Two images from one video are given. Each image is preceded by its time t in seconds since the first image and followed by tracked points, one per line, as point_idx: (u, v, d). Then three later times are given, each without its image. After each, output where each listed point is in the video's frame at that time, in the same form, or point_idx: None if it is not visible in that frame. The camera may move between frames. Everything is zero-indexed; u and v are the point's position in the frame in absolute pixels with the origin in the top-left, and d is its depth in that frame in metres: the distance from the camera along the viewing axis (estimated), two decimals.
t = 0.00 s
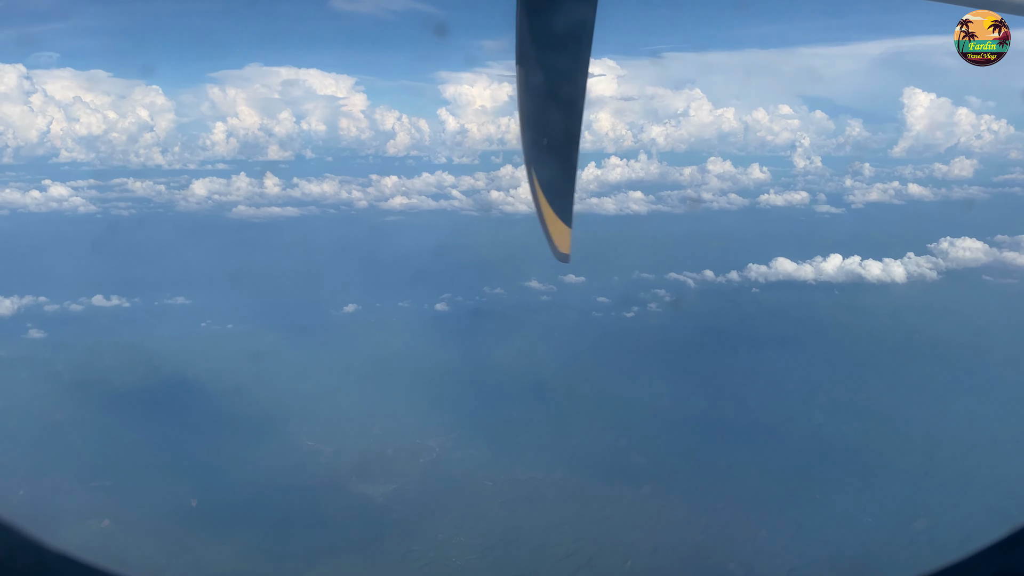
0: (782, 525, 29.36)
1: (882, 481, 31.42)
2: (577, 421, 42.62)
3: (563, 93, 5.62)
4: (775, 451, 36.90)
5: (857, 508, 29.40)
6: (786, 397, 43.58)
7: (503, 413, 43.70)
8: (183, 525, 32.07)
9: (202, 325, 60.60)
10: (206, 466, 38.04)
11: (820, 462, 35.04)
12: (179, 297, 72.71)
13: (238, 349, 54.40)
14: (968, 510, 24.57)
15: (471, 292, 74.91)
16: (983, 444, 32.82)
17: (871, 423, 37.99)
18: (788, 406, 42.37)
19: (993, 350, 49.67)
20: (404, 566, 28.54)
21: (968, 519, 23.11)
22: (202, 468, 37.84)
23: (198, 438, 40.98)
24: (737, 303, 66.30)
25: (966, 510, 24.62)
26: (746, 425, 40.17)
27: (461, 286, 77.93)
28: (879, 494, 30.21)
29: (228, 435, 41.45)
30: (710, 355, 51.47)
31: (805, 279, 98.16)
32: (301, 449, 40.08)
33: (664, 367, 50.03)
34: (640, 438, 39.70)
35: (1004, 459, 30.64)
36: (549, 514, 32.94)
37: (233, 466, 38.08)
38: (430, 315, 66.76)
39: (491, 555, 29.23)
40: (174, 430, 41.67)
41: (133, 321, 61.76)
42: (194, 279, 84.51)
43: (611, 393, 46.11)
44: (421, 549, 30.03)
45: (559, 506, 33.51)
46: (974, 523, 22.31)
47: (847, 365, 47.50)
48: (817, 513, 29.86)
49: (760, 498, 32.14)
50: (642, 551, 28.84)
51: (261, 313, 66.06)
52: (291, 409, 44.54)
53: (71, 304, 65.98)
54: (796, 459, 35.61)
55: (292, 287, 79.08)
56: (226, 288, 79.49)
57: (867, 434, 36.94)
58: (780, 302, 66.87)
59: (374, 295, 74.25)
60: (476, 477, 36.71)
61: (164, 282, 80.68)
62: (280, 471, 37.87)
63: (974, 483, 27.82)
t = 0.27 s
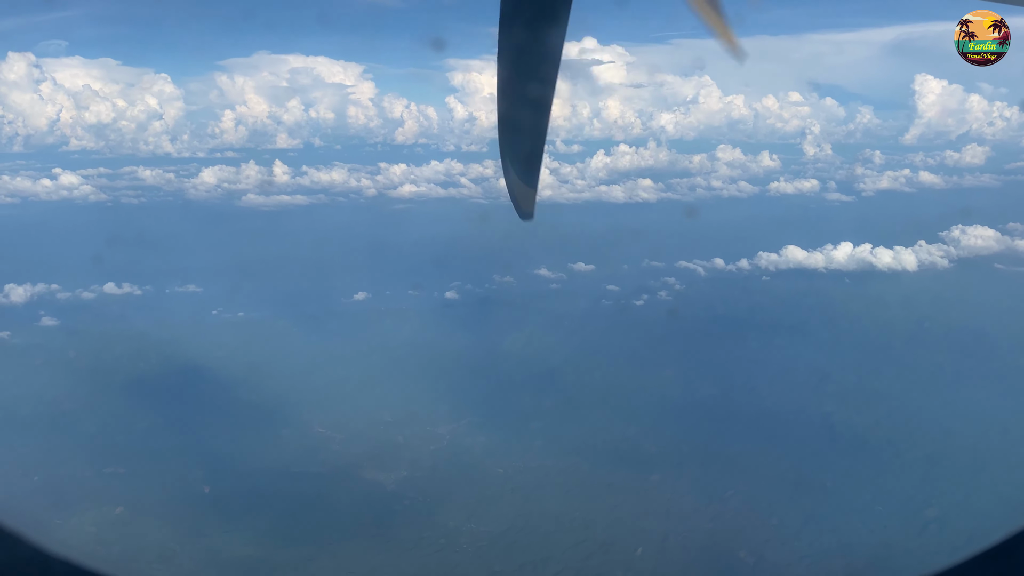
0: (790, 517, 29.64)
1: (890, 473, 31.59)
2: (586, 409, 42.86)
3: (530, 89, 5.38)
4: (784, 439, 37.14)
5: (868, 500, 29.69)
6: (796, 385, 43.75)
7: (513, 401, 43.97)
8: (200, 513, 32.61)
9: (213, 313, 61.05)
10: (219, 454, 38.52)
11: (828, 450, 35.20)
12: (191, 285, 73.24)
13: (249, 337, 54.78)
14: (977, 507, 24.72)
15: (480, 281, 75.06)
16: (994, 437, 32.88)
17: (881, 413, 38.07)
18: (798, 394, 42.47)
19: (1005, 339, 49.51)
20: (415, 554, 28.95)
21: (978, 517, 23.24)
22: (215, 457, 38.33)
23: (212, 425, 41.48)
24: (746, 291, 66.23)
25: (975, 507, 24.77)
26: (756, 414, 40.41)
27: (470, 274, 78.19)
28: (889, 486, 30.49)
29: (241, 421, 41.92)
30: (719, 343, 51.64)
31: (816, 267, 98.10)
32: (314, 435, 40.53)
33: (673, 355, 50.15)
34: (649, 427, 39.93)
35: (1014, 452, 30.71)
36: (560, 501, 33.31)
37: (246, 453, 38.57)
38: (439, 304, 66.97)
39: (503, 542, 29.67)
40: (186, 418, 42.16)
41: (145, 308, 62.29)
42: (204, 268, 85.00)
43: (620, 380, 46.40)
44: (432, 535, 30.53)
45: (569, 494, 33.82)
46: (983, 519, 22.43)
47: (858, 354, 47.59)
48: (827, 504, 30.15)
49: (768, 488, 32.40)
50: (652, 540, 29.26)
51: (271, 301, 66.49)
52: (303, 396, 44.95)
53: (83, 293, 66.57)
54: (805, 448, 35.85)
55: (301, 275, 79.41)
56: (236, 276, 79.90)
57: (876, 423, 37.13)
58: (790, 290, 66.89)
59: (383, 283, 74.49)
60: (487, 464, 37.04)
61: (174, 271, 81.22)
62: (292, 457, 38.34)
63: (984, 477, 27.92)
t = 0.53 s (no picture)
0: (800, 510, 29.92)
1: (901, 466, 31.73)
2: (597, 399, 43.06)
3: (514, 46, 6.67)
4: (795, 429, 37.34)
5: (878, 493, 29.96)
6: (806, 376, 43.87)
7: (524, 391, 44.19)
8: (218, 506, 33.29)
9: (225, 304, 61.50)
10: (233, 445, 38.98)
11: (839, 441, 35.31)
12: (203, 276, 73.74)
13: (260, 327, 55.12)
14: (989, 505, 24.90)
15: (490, 272, 75.17)
16: (1006, 431, 32.93)
17: (892, 404, 38.11)
18: (809, 384, 42.53)
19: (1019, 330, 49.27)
20: (429, 545, 29.36)
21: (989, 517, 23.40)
22: (229, 447, 38.77)
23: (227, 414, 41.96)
24: (757, 282, 66.14)
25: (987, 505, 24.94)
26: (766, 405, 40.63)
27: (480, 264, 78.27)
28: (899, 478, 30.75)
29: (255, 410, 42.39)
30: (729, 333, 51.73)
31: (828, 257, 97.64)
32: (327, 424, 40.94)
33: (684, 346, 50.25)
34: (660, 418, 40.13)
35: None
36: (571, 491, 33.70)
37: (261, 442, 39.08)
38: (449, 294, 67.14)
39: (516, 531, 30.12)
40: (200, 409, 42.62)
41: (158, 299, 62.82)
42: (215, 258, 85.40)
43: (631, 371, 46.61)
44: (444, 524, 31.12)
45: (580, 484, 34.11)
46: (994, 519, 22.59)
47: (869, 344, 47.59)
48: (837, 495, 30.45)
49: (779, 480, 32.63)
50: (663, 530, 29.64)
51: (283, 291, 66.94)
52: (316, 385, 45.36)
53: (95, 284, 67.09)
54: (816, 438, 36.05)
55: (311, 266, 79.69)
56: (247, 266, 80.26)
57: (887, 414, 37.23)
58: (801, 280, 66.71)
59: (393, 274, 74.67)
60: (498, 455, 37.33)
61: (185, 261, 81.65)
62: (306, 446, 38.83)
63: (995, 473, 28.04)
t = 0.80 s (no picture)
0: (811, 504, 30.05)
1: (913, 460, 31.71)
2: (608, 392, 43.18)
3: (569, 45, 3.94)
4: (807, 422, 37.40)
5: (889, 487, 30.10)
6: (818, 368, 43.85)
7: (535, 384, 44.36)
8: (234, 499, 33.76)
9: (237, 296, 61.88)
10: (246, 437, 39.34)
11: (851, 434, 35.33)
12: (214, 268, 74.17)
13: (272, 319, 55.46)
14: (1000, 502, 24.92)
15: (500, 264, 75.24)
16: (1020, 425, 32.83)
17: (905, 397, 38.06)
18: (820, 377, 42.49)
19: None
20: (442, 537, 29.65)
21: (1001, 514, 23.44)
22: (242, 440, 39.19)
23: (240, 405, 42.29)
24: (768, 274, 65.96)
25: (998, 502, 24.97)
26: (778, 398, 40.67)
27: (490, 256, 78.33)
28: (911, 473, 30.83)
29: (268, 401, 42.74)
30: (740, 325, 51.71)
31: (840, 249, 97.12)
32: (340, 416, 41.21)
33: (695, 339, 50.25)
34: (671, 411, 40.25)
35: None
36: (583, 483, 33.93)
37: (275, 434, 39.44)
38: (459, 286, 67.26)
39: (528, 523, 30.42)
40: (213, 400, 42.99)
41: (170, 291, 63.30)
42: (226, 250, 85.96)
43: (642, 364, 46.72)
44: (455, 516, 31.51)
45: (591, 476, 34.31)
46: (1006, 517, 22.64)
47: (882, 337, 47.47)
48: (849, 490, 30.58)
49: (790, 473, 32.75)
50: (675, 522, 29.90)
51: (295, 284, 67.27)
52: (329, 376, 45.63)
53: (108, 276, 67.70)
54: (828, 431, 36.12)
55: (322, 258, 80.01)
56: (258, 258, 80.71)
57: (900, 407, 37.20)
58: (813, 272, 66.47)
59: (403, 266, 74.87)
60: (510, 447, 37.53)
61: (197, 254, 82.21)
62: (320, 438, 39.18)
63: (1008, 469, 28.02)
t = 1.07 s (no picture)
0: (822, 500, 30.31)
1: (927, 456, 31.81)
2: (620, 386, 43.40)
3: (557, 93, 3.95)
4: (819, 417, 37.50)
5: (901, 483, 30.23)
6: (830, 363, 43.90)
7: (547, 378, 44.59)
8: (250, 492, 34.24)
9: (250, 290, 62.33)
10: (261, 430, 39.83)
11: (864, 430, 35.42)
12: (227, 262, 74.70)
13: (284, 313, 55.90)
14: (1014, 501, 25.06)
15: (512, 258, 75.37)
16: None
17: (918, 392, 38.09)
18: (833, 372, 42.55)
19: None
20: (456, 530, 30.02)
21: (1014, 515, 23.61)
22: (257, 433, 39.64)
23: (255, 397, 42.69)
24: (780, 268, 65.88)
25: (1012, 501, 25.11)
26: (790, 392, 40.77)
27: (501, 250, 78.47)
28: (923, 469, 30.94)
29: (282, 394, 43.14)
30: (752, 320, 51.74)
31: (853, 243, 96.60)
32: (354, 409, 41.56)
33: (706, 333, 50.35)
34: (683, 405, 40.44)
35: None
36: (596, 477, 34.18)
37: (289, 427, 39.87)
38: (471, 280, 67.51)
39: (541, 516, 30.72)
40: (227, 392, 43.41)
41: (184, 285, 63.84)
42: (238, 245, 86.42)
43: (653, 357, 46.84)
44: (467, 509, 31.90)
45: (604, 470, 34.60)
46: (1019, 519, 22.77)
47: (895, 332, 47.38)
48: (860, 485, 30.73)
49: (801, 470, 32.96)
50: (686, 516, 30.16)
51: (307, 278, 67.70)
52: (342, 370, 45.99)
53: (122, 270, 68.29)
54: (840, 426, 36.19)
55: (334, 252, 80.36)
56: (269, 252, 81.14)
57: (913, 402, 37.21)
58: (826, 266, 66.22)
59: (415, 260, 75.15)
60: (522, 441, 37.82)
61: (209, 248, 82.71)
62: (334, 431, 39.59)
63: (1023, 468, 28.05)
